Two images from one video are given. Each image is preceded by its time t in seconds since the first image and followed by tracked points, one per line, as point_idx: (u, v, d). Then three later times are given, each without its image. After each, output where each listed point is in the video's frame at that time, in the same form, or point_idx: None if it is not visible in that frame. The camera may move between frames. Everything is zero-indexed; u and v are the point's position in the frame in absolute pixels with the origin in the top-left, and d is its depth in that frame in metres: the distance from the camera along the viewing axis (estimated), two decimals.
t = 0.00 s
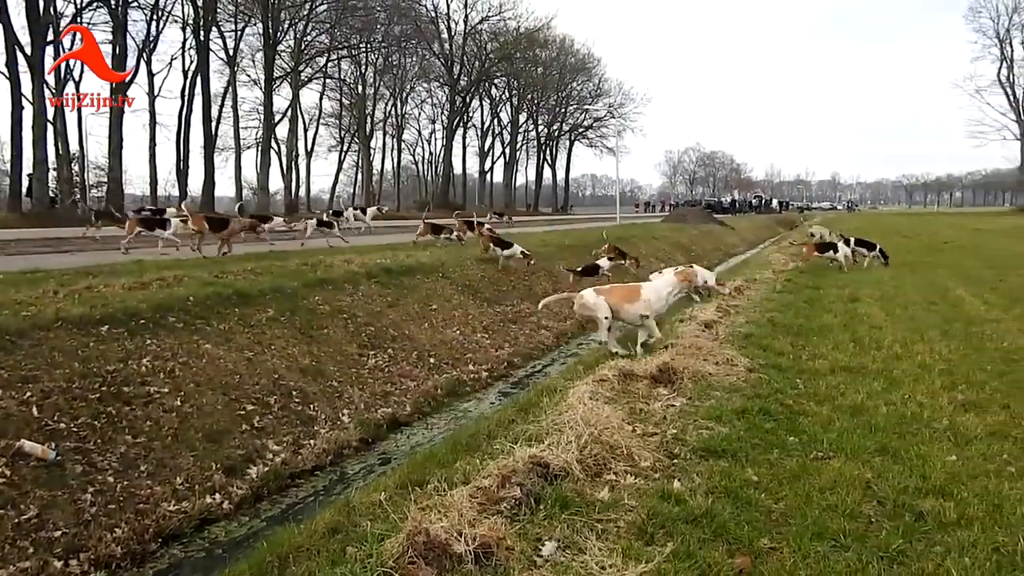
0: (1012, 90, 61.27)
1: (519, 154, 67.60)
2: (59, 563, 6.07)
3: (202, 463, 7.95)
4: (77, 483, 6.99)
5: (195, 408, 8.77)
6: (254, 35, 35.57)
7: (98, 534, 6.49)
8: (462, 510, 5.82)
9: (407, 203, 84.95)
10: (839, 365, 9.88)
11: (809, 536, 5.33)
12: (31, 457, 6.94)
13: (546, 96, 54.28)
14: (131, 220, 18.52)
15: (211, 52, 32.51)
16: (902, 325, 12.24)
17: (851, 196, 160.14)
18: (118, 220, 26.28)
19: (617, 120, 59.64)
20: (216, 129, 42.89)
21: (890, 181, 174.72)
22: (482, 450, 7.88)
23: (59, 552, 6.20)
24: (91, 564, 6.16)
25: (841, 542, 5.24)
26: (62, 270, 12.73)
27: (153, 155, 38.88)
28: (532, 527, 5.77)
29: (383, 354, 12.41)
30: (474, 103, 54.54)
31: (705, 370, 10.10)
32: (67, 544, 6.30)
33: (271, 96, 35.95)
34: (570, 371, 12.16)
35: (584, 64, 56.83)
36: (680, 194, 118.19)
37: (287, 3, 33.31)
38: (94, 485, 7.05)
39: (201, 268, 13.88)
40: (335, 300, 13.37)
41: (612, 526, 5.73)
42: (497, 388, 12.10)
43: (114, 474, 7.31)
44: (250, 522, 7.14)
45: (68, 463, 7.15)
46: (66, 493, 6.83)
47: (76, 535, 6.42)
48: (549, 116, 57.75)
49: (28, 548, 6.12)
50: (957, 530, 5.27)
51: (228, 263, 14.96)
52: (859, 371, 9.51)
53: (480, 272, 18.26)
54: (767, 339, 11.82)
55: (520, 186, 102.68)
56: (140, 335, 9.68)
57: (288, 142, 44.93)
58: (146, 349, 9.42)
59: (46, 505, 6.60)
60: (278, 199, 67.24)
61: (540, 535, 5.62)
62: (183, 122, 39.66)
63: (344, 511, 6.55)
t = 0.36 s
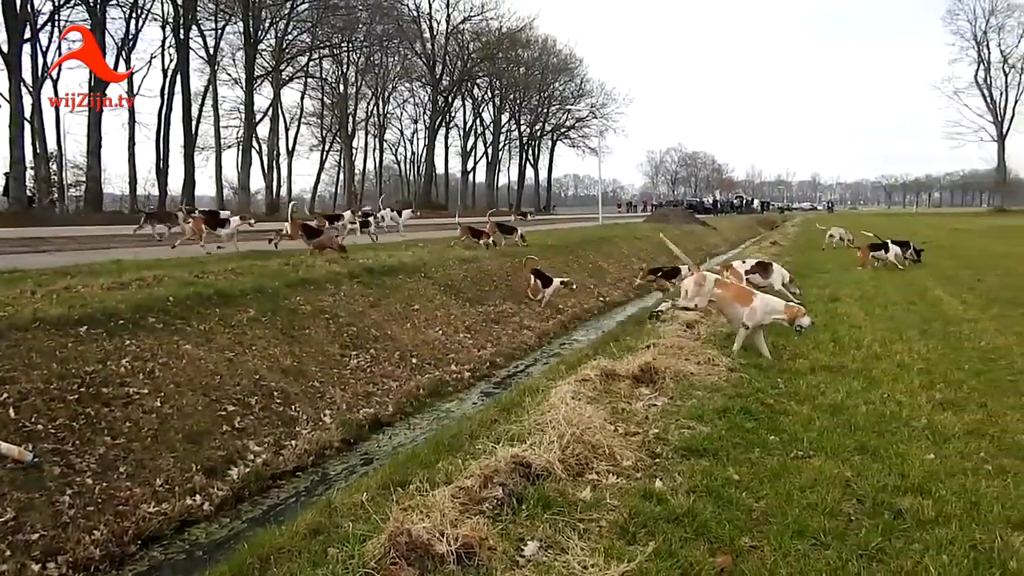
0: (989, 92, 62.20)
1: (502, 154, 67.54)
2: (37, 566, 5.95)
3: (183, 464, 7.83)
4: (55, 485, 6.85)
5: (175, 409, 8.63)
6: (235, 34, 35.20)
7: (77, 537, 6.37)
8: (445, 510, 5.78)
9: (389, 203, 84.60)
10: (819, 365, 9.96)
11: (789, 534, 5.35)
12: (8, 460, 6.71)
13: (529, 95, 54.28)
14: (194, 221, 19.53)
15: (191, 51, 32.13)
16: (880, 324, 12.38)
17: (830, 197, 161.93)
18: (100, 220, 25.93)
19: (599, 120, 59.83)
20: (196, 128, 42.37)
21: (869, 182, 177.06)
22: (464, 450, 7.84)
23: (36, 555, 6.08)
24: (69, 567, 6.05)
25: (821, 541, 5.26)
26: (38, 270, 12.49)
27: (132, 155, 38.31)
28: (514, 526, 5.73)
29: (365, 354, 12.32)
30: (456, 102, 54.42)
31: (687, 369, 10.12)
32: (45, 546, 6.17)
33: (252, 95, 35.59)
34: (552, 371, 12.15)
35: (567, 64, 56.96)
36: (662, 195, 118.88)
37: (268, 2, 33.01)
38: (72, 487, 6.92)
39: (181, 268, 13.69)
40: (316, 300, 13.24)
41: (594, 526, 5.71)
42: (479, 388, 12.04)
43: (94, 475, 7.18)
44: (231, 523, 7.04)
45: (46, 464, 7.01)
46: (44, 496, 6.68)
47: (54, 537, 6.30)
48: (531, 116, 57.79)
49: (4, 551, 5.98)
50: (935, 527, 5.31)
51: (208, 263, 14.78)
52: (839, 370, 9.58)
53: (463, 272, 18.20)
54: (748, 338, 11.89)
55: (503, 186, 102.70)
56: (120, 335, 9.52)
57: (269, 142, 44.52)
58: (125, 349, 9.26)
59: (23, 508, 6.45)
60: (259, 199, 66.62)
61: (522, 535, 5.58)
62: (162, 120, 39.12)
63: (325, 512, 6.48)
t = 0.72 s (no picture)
0: (968, 94, 63.01)
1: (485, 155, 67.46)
2: (14, 570, 5.81)
3: (164, 466, 7.70)
4: (33, 488, 6.72)
5: (157, 410, 8.50)
6: (216, 33, 34.86)
7: (55, 540, 6.24)
8: (428, 511, 5.73)
9: (373, 203, 84.31)
10: (801, 365, 10.02)
11: (772, 534, 5.36)
12: None
13: (512, 96, 54.22)
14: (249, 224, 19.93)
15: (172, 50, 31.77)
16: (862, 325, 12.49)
17: (811, 198, 163.50)
18: (81, 220, 25.60)
19: (583, 121, 59.91)
20: (177, 128, 41.89)
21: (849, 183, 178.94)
22: (447, 451, 7.79)
23: (14, 558, 5.94)
24: (47, 570, 5.92)
25: (803, 540, 5.27)
26: (16, 271, 12.27)
27: (112, 154, 37.77)
28: (497, 527, 5.69)
29: (349, 355, 12.21)
30: (440, 103, 54.26)
31: (669, 370, 10.14)
32: (23, 549, 6.03)
33: (233, 95, 35.27)
34: (536, 371, 12.13)
35: (550, 65, 57.01)
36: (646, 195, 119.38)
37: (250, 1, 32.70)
38: (51, 489, 6.79)
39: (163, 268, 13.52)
40: (299, 300, 13.11)
41: (577, 526, 5.68)
42: (463, 389, 11.97)
43: (73, 477, 7.05)
44: (212, 525, 6.93)
45: (24, 467, 6.86)
46: (22, 498, 6.55)
47: (33, 540, 6.16)
48: (515, 117, 57.75)
49: None
50: (916, 526, 5.34)
51: (190, 264, 14.62)
52: (821, 371, 9.64)
53: (447, 272, 18.13)
54: (731, 339, 11.95)
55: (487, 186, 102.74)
56: (100, 336, 9.36)
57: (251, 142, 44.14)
58: (105, 351, 9.11)
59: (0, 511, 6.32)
60: (242, 199, 66.07)
61: (506, 536, 5.55)
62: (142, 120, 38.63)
63: (308, 513, 6.40)
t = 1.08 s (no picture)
0: (953, 95, 63.71)
1: (473, 155, 67.41)
2: None
3: (149, 467, 7.61)
4: (18, 489, 6.62)
5: (142, 412, 8.39)
6: (203, 33, 34.60)
7: (39, 542, 6.15)
8: (415, 512, 5.69)
9: (360, 203, 84.08)
10: (788, 365, 10.06)
11: (758, 534, 5.36)
12: None
13: (500, 96, 54.17)
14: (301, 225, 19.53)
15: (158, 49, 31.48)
16: (847, 324, 12.58)
17: (797, 199, 164.69)
18: (66, 220, 25.33)
19: (571, 121, 59.96)
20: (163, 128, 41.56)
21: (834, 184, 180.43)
22: (434, 451, 7.75)
23: None
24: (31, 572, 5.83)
25: (789, 540, 5.28)
26: None
27: (97, 154, 37.37)
28: (485, 528, 5.66)
29: (336, 355, 12.13)
30: (427, 103, 54.14)
31: (656, 370, 10.15)
32: (5, 552, 5.94)
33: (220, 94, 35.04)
34: (524, 371, 12.12)
35: (538, 65, 57.09)
36: (633, 195, 119.75)
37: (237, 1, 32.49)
38: (35, 491, 6.69)
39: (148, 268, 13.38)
40: (286, 301, 13.01)
41: (564, 526, 5.67)
42: (450, 389, 11.93)
43: (58, 479, 6.94)
44: (199, 526, 6.86)
45: (8, 468, 6.76)
46: (6, 500, 6.44)
47: (17, 542, 6.07)
48: (503, 117, 57.70)
49: None
50: (900, 525, 5.37)
51: (176, 264, 14.48)
52: (807, 370, 9.69)
53: (434, 272, 18.07)
54: (718, 339, 11.98)
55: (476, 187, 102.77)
56: (85, 337, 9.25)
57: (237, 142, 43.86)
58: (91, 351, 8.99)
59: None
60: (229, 199, 65.64)
61: (493, 536, 5.52)
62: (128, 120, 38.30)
63: (295, 514, 6.34)
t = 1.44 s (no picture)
0: (941, 96, 64.18)
1: (464, 155, 67.31)
2: None
3: (139, 468, 7.54)
4: (6, 491, 6.54)
5: (132, 412, 8.32)
6: (193, 32, 34.40)
7: (28, 544, 6.08)
8: (406, 512, 5.67)
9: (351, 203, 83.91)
10: (778, 364, 10.10)
11: (748, 533, 5.37)
12: None
13: (491, 97, 54.14)
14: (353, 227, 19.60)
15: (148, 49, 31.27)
16: (837, 324, 12.64)
17: (787, 199, 165.52)
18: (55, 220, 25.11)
19: (562, 121, 60.02)
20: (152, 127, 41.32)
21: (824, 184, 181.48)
22: (425, 452, 7.73)
23: None
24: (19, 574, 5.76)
25: (780, 539, 5.29)
26: None
27: (86, 154, 37.09)
28: (476, 528, 5.64)
29: (327, 356, 12.07)
30: (418, 103, 54.06)
31: (647, 370, 10.15)
32: None
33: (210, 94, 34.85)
34: (514, 371, 12.09)
35: (528, 65, 57.11)
36: (624, 196, 119.99)
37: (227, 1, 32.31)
38: (24, 492, 6.62)
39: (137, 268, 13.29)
40: (277, 301, 12.93)
41: (555, 526, 5.66)
42: (440, 389, 11.90)
43: (47, 480, 6.87)
44: (189, 527, 6.81)
45: None
46: None
47: (6, 544, 6.01)
48: (494, 117, 57.69)
49: None
50: (889, 524, 5.39)
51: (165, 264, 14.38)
52: (797, 370, 9.72)
53: (425, 273, 18.03)
54: (709, 339, 12.00)
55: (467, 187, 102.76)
56: (74, 337, 9.16)
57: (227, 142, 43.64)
58: (80, 352, 8.90)
59: None
60: (219, 199, 65.30)
61: (484, 536, 5.50)
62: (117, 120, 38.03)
63: (286, 515, 6.30)
